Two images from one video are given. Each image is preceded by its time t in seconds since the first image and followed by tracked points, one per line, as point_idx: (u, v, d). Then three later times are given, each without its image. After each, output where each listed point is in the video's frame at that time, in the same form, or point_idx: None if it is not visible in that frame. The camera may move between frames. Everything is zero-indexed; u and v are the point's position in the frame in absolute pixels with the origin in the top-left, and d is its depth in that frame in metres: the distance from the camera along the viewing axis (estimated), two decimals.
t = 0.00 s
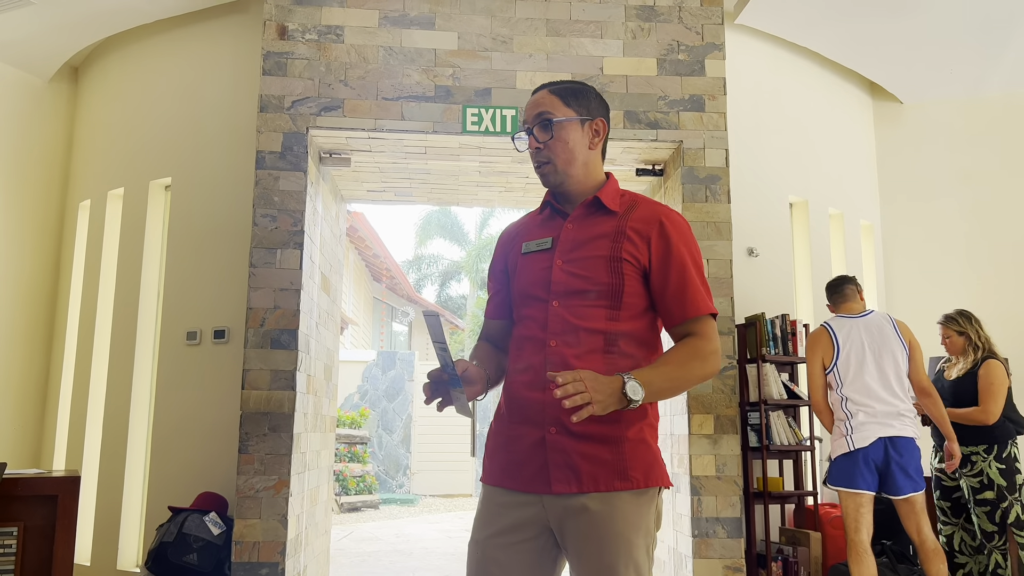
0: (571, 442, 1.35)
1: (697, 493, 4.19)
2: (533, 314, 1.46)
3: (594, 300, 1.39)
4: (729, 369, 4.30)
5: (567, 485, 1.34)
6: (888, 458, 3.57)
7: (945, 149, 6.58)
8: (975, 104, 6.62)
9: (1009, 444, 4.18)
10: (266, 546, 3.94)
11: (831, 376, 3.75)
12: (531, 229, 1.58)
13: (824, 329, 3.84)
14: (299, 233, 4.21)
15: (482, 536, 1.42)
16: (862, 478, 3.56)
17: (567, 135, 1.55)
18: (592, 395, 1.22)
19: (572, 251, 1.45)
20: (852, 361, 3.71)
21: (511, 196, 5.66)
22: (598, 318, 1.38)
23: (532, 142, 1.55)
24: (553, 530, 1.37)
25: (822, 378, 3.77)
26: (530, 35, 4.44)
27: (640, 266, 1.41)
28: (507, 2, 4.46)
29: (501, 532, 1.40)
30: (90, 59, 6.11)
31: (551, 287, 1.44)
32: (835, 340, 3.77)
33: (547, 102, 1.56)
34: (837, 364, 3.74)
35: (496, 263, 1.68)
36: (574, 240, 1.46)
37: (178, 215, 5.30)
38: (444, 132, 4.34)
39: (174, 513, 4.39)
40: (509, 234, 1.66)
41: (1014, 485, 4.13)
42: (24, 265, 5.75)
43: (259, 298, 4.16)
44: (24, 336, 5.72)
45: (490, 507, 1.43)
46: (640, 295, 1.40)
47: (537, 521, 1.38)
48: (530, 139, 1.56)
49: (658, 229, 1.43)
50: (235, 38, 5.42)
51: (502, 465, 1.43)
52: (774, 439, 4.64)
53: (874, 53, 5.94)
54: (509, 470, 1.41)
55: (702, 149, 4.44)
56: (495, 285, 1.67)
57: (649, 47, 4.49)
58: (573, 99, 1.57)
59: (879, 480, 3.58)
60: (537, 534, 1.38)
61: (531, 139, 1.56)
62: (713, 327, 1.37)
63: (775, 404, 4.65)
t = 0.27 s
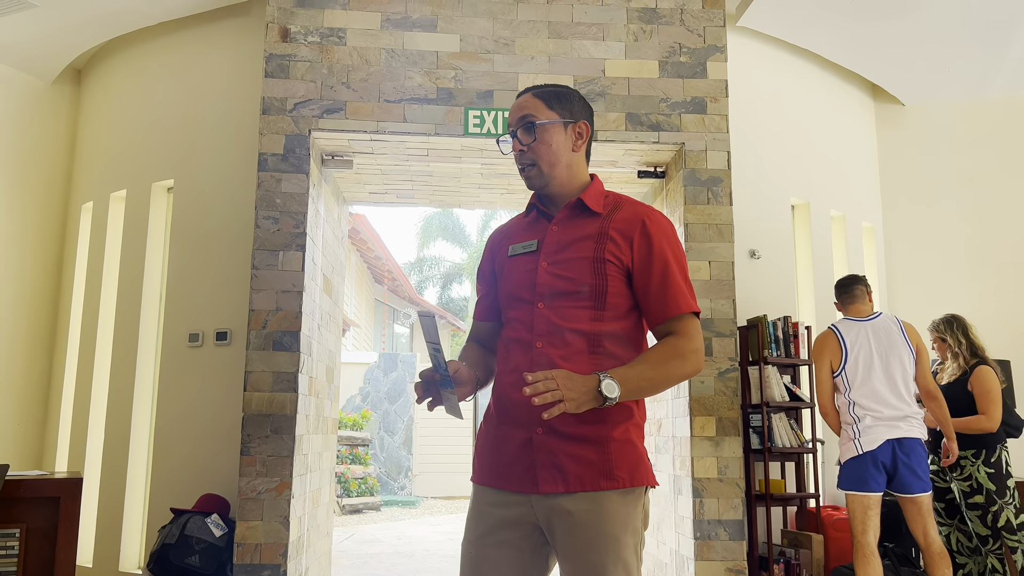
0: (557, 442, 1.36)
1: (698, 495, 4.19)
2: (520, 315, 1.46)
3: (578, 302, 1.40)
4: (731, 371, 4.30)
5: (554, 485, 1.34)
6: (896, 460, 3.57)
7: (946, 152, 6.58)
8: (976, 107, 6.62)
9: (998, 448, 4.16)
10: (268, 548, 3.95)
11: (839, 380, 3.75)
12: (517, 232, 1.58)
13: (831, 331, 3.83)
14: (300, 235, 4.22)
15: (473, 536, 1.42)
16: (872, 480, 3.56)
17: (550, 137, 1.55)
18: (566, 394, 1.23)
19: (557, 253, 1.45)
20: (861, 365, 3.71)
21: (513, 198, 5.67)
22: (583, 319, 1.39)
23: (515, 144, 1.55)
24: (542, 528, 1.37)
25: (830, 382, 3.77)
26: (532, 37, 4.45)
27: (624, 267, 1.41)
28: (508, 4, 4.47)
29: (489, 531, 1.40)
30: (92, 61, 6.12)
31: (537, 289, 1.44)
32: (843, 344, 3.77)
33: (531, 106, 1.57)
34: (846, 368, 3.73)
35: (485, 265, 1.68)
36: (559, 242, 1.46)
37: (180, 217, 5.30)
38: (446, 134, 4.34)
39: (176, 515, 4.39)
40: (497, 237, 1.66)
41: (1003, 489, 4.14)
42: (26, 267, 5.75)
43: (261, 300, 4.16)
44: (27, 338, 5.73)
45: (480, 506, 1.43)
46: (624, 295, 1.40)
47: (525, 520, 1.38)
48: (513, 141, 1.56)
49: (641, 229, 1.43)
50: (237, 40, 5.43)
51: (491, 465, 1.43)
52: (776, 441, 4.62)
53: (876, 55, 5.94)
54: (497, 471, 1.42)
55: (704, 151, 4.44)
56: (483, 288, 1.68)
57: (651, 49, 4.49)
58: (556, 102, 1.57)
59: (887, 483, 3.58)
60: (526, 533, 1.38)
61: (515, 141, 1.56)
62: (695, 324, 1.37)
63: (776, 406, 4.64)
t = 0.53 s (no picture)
0: (544, 442, 1.36)
1: (701, 497, 4.19)
2: (506, 317, 1.46)
3: (565, 304, 1.41)
4: (733, 374, 4.30)
5: (540, 485, 1.34)
6: (904, 463, 3.56)
7: (949, 154, 6.58)
8: (978, 109, 6.62)
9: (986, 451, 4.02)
10: (270, 550, 3.95)
11: (848, 381, 3.75)
12: (503, 235, 1.58)
13: (840, 333, 3.82)
14: (303, 237, 4.22)
15: (462, 536, 1.43)
16: (880, 483, 3.56)
17: (533, 142, 1.54)
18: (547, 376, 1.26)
19: (543, 255, 1.46)
20: (870, 367, 3.70)
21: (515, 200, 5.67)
22: (569, 320, 1.40)
23: (498, 149, 1.55)
24: (530, 528, 1.37)
25: (838, 383, 3.76)
26: (534, 39, 4.45)
27: (609, 269, 1.42)
28: (511, 7, 4.48)
29: (478, 531, 1.41)
30: (96, 64, 6.13)
31: (524, 291, 1.44)
32: (853, 345, 3.75)
33: (513, 110, 1.55)
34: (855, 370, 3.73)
35: (469, 268, 1.67)
36: (545, 244, 1.47)
37: (182, 219, 5.31)
38: (448, 137, 4.35)
39: (178, 517, 4.40)
40: (482, 239, 1.66)
41: (990, 492, 4.01)
42: (29, 268, 5.76)
43: (264, 302, 4.17)
44: (29, 339, 5.74)
45: (468, 506, 1.43)
46: (610, 296, 1.41)
47: (512, 520, 1.38)
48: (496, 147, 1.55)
49: (626, 232, 1.44)
50: (239, 43, 5.44)
51: (478, 466, 1.43)
52: (778, 443, 4.62)
53: (878, 57, 5.94)
54: (484, 471, 1.42)
55: (706, 153, 4.45)
56: (467, 291, 1.67)
57: (654, 52, 4.50)
58: (538, 106, 1.55)
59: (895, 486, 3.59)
60: (514, 533, 1.38)
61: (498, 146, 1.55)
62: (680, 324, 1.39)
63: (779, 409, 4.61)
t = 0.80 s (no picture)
0: (536, 441, 1.37)
1: (702, 499, 4.19)
2: (496, 319, 1.46)
3: (554, 304, 1.41)
4: (734, 375, 4.29)
5: (532, 484, 1.35)
6: (908, 465, 3.57)
7: (950, 155, 6.58)
8: (979, 110, 6.62)
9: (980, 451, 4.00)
10: (272, 551, 3.95)
11: (853, 381, 3.72)
12: (489, 239, 1.58)
13: (847, 332, 3.78)
14: (305, 238, 4.22)
15: (453, 535, 1.42)
16: (884, 485, 3.56)
17: (520, 150, 1.54)
18: (541, 379, 1.26)
19: (532, 257, 1.46)
20: (875, 368, 3.67)
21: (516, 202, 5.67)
22: (559, 321, 1.40)
23: (486, 158, 1.54)
24: (521, 527, 1.37)
25: (844, 383, 3.74)
26: (535, 41, 4.46)
27: (597, 270, 1.43)
28: (512, 8, 4.48)
29: (469, 530, 1.40)
30: (98, 65, 6.14)
31: (513, 292, 1.44)
32: (860, 345, 3.72)
33: (499, 119, 1.54)
34: (861, 370, 3.70)
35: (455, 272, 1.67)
36: (533, 246, 1.47)
37: (184, 220, 5.32)
38: (450, 138, 4.35)
39: (180, 518, 4.40)
40: (467, 245, 1.66)
41: (985, 492, 3.98)
42: (31, 269, 5.77)
43: (266, 303, 4.17)
44: (31, 340, 5.74)
45: (459, 506, 1.43)
46: (598, 297, 1.43)
47: (504, 519, 1.38)
48: (483, 155, 1.54)
49: (612, 234, 1.46)
50: (241, 44, 5.45)
51: (468, 465, 1.43)
52: (780, 445, 4.61)
53: (879, 59, 5.94)
54: (474, 471, 1.41)
55: (707, 155, 4.45)
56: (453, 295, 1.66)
57: (655, 53, 4.50)
58: (523, 114, 1.55)
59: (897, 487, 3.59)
60: (505, 533, 1.38)
61: (485, 154, 1.54)
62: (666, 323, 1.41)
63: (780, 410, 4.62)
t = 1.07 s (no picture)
0: (528, 442, 1.37)
1: (703, 499, 4.19)
2: (487, 324, 1.46)
3: (545, 308, 1.42)
4: (735, 375, 4.29)
5: (525, 485, 1.35)
6: (909, 465, 3.56)
7: (951, 155, 6.58)
8: (980, 110, 6.62)
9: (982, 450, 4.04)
10: (273, 551, 3.95)
11: (855, 379, 3.72)
12: (476, 245, 1.58)
13: (850, 330, 3.78)
14: (305, 238, 4.22)
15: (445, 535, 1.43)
16: (885, 486, 3.56)
17: (508, 155, 1.53)
18: (539, 390, 1.29)
19: (522, 261, 1.46)
20: (877, 367, 3.68)
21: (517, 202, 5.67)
22: (551, 324, 1.41)
23: (474, 164, 1.53)
24: (511, 525, 1.38)
25: (846, 381, 3.73)
26: (536, 41, 4.46)
27: (587, 274, 1.44)
28: (512, 8, 4.48)
29: (461, 529, 1.41)
30: (98, 66, 6.14)
31: (504, 297, 1.44)
32: (863, 344, 3.72)
33: (486, 124, 1.53)
34: (863, 369, 3.70)
35: (441, 277, 1.67)
36: (522, 251, 1.47)
37: (185, 220, 5.32)
38: (451, 138, 4.35)
39: (181, 518, 4.40)
40: (454, 251, 1.65)
41: (988, 491, 4.02)
42: (32, 269, 5.77)
43: (266, 303, 4.17)
44: (31, 340, 5.74)
45: (452, 507, 1.44)
46: (589, 300, 1.43)
47: (494, 518, 1.39)
48: (471, 161, 1.53)
49: (600, 238, 1.46)
50: (241, 45, 5.45)
51: (461, 468, 1.43)
52: (781, 445, 4.61)
53: (880, 59, 5.94)
54: (467, 473, 1.41)
55: (708, 155, 4.45)
56: (440, 299, 1.66)
57: (655, 53, 4.50)
58: (510, 119, 1.54)
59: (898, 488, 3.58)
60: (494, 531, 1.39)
61: (473, 160, 1.53)
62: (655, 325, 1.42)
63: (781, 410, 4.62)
